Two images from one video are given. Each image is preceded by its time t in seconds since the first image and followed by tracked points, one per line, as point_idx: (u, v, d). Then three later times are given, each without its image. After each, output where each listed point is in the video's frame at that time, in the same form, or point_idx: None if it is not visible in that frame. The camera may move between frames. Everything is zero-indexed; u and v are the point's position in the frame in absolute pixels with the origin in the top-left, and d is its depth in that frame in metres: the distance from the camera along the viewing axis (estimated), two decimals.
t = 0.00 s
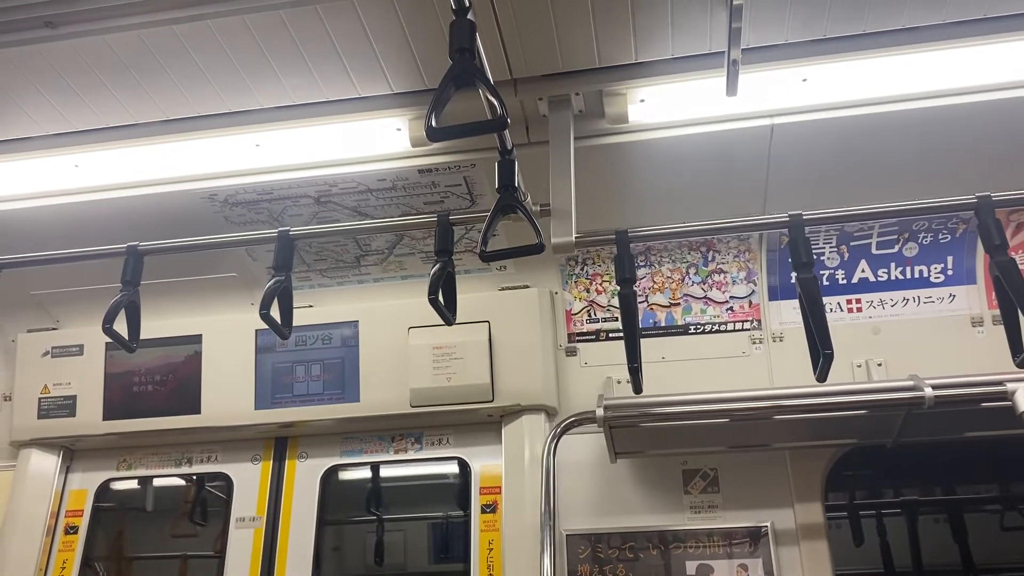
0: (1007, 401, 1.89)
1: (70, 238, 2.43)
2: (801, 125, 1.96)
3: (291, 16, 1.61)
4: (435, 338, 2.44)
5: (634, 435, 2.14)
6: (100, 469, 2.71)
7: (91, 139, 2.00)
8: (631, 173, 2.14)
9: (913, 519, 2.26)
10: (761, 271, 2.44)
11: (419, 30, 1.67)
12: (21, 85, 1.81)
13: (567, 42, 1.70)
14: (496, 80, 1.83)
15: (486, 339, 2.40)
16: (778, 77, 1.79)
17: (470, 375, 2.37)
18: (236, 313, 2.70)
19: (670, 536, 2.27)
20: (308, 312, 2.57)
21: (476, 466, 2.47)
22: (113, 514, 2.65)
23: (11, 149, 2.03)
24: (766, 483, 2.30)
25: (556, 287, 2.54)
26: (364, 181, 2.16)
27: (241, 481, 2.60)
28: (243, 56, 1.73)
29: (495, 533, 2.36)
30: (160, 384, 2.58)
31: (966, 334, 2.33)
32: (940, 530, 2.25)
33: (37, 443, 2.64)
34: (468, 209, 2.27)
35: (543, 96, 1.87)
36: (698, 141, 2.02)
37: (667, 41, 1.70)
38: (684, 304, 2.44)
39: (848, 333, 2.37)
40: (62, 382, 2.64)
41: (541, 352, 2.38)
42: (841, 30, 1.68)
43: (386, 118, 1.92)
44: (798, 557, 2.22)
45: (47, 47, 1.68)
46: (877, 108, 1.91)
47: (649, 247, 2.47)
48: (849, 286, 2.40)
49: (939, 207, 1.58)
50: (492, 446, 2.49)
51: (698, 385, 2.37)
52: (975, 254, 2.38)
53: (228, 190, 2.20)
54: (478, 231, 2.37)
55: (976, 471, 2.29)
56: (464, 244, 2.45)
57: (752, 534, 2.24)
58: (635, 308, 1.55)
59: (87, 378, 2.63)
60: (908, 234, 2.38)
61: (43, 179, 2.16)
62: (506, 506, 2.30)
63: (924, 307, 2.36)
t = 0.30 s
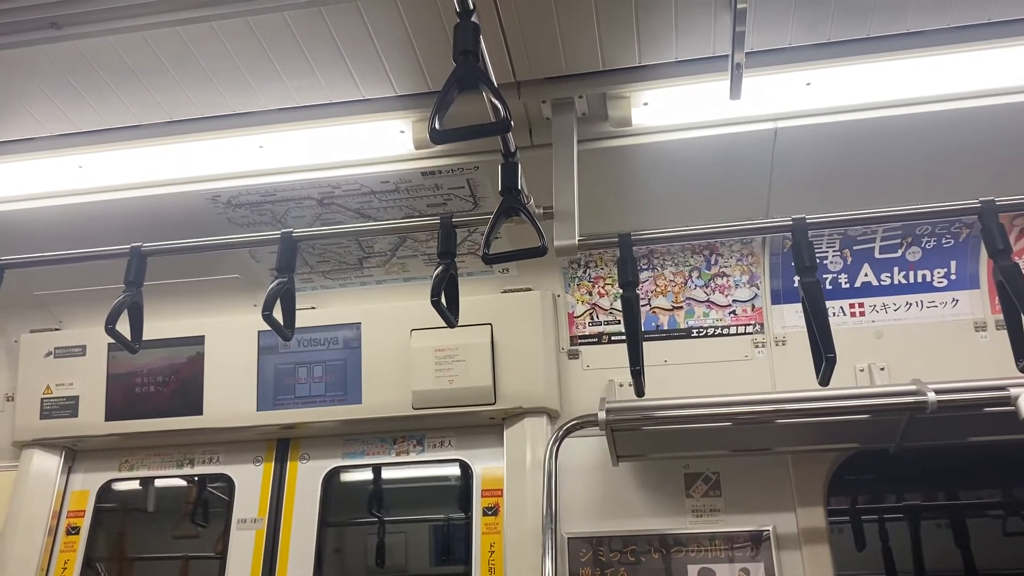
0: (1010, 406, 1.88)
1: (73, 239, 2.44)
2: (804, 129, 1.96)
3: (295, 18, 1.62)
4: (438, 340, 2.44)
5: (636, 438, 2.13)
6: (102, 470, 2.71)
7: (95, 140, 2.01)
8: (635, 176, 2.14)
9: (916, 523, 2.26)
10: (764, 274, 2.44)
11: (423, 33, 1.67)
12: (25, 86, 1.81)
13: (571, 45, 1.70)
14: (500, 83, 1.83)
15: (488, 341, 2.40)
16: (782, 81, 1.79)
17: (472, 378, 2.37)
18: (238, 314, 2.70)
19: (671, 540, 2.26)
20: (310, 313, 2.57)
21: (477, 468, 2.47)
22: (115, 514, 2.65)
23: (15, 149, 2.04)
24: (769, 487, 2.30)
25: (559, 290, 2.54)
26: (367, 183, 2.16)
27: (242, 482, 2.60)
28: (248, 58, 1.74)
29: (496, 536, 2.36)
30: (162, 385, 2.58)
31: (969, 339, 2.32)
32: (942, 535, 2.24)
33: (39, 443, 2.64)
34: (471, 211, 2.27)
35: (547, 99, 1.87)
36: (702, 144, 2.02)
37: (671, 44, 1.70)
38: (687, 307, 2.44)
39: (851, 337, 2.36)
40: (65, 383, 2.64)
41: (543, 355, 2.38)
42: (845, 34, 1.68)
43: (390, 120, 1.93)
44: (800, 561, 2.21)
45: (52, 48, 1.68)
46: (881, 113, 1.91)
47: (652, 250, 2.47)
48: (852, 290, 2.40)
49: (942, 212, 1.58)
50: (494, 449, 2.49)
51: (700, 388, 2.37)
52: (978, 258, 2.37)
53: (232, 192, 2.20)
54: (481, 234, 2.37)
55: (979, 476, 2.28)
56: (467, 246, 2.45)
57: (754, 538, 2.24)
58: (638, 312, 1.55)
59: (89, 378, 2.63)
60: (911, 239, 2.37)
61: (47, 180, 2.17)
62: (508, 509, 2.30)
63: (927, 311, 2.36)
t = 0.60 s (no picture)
0: (1015, 409, 1.88)
1: (77, 238, 2.44)
2: (809, 130, 1.96)
3: (301, 18, 1.62)
4: (441, 341, 2.44)
5: (640, 440, 2.13)
6: (105, 470, 2.71)
7: (99, 140, 2.01)
8: (640, 177, 2.13)
9: (919, 527, 2.25)
10: (768, 276, 2.43)
11: (428, 33, 1.67)
12: (30, 85, 1.81)
13: (577, 46, 1.70)
14: (505, 83, 1.83)
15: (492, 342, 2.40)
16: (788, 82, 1.78)
17: (476, 379, 2.37)
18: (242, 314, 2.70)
19: (674, 542, 2.26)
20: (314, 314, 2.57)
21: (480, 470, 2.47)
22: (117, 515, 2.65)
23: (20, 149, 2.04)
24: (772, 490, 2.29)
25: (562, 291, 2.53)
26: (371, 183, 2.16)
27: (244, 483, 2.60)
28: (253, 58, 1.74)
29: (499, 537, 2.35)
30: (165, 385, 2.58)
31: (973, 342, 2.32)
32: (946, 539, 2.24)
33: (42, 443, 2.64)
34: (475, 212, 2.27)
35: (552, 99, 1.87)
36: (707, 146, 2.02)
37: (677, 45, 1.70)
38: (691, 309, 2.44)
39: (856, 340, 2.36)
40: (68, 383, 2.64)
41: (547, 357, 2.38)
42: (850, 36, 1.68)
43: (394, 120, 1.92)
44: (803, 564, 2.21)
45: (57, 47, 1.68)
46: (886, 115, 1.92)
47: (656, 251, 2.47)
48: (857, 293, 2.39)
49: (949, 214, 1.57)
50: (497, 451, 2.49)
51: (704, 390, 2.36)
52: (983, 261, 2.37)
53: (236, 192, 2.20)
54: (485, 235, 2.37)
55: (983, 480, 2.28)
56: (471, 247, 2.45)
57: (757, 541, 2.23)
58: (643, 313, 1.54)
59: (92, 378, 2.63)
60: (915, 241, 2.37)
61: (51, 180, 2.17)
62: (511, 511, 2.30)
63: (932, 314, 2.35)
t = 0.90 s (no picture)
0: (1017, 407, 1.88)
1: (79, 234, 2.44)
2: (812, 128, 1.96)
3: (303, 14, 1.61)
4: (443, 338, 2.44)
5: (642, 437, 2.13)
6: (106, 466, 2.71)
7: (101, 135, 2.00)
8: (642, 174, 2.13)
9: (920, 525, 2.25)
10: (771, 274, 2.43)
11: (431, 29, 1.67)
12: (32, 81, 1.81)
13: (580, 43, 1.70)
14: (508, 80, 1.83)
15: (494, 340, 2.40)
16: (791, 80, 1.78)
17: (477, 376, 2.37)
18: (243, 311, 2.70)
19: (675, 540, 2.26)
20: (315, 311, 2.57)
21: (482, 467, 2.47)
22: (118, 511, 2.65)
23: (22, 144, 2.04)
24: (773, 488, 2.29)
25: (564, 289, 2.53)
26: (373, 180, 2.15)
27: (246, 480, 2.59)
28: (255, 54, 1.73)
29: (500, 535, 2.35)
30: (166, 382, 2.58)
31: (976, 340, 2.32)
32: (947, 537, 2.24)
33: (43, 439, 2.64)
34: (477, 209, 2.27)
35: (554, 96, 1.87)
36: (710, 143, 2.01)
37: (680, 42, 1.70)
38: (693, 307, 2.44)
39: (858, 337, 2.36)
40: (70, 379, 2.64)
41: (548, 354, 2.38)
42: (854, 33, 1.67)
43: (397, 117, 1.92)
44: (804, 562, 2.21)
45: (59, 43, 1.68)
46: (890, 112, 1.91)
47: (658, 249, 2.47)
48: (860, 291, 2.39)
49: (951, 211, 1.57)
50: (498, 448, 2.49)
51: (706, 388, 2.36)
52: (986, 259, 2.36)
53: (238, 188, 2.20)
54: (487, 232, 2.37)
55: (984, 478, 2.27)
56: (473, 244, 2.45)
57: (758, 539, 2.23)
58: (645, 310, 1.54)
59: (94, 375, 2.63)
60: (918, 239, 2.37)
61: (53, 176, 2.16)
62: (512, 508, 2.30)
63: (934, 312, 2.35)
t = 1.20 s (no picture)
0: (1017, 406, 1.87)
1: (77, 231, 2.43)
2: (812, 125, 1.95)
3: (302, 11, 1.61)
4: (442, 336, 2.43)
5: (641, 435, 2.13)
6: (105, 463, 2.70)
7: (99, 132, 2.00)
8: (642, 171, 2.13)
9: (920, 524, 2.25)
10: (770, 272, 2.43)
11: (431, 26, 1.66)
12: (30, 76, 1.80)
13: (580, 40, 1.69)
14: (507, 77, 1.82)
15: (493, 338, 2.39)
16: (791, 77, 1.78)
17: (476, 374, 2.36)
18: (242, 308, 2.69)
19: (673, 538, 2.26)
20: (314, 308, 2.56)
21: (480, 465, 2.46)
22: (116, 508, 2.64)
23: (19, 140, 2.03)
24: (772, 486, 2.29)
25: (564, 286, 2.53)
26: (372, 177, 2.15)
27: (244, 477, 2.59)
28: (254, 50, 1.73)
29: (499, 533, 2.35)
30: (164, 380, 2.58)
31: (975, 338, 2.32)
32: (946, 536, 2.23)
33: (41, 436, 2.63)
34: (476, 207, 2.27)
35: (554, 93, 1.86)
36: (709, 140, 2.01)
37: (680, 39, 1.69)
38: (692, 305, 2.43)
39: (857, 336, 2.36)
40: (68, 376, 2.64)
41: (547, 352, 2.38)
42: (854, 31, 1.67)
43: (396, 114, 1.92)
44: (803, 560, 2.21)
45: (57, 39, 1.68)
46: (890, 109, 1.90)
47: (657, 246, 2.46)
48: (859, 289, 2.39)
49: (951, 209, 1.57)
50: (497, 446, 2.48)
51: (705, 386, 2.36)
52: (986, 257, 2.36)
53: (237, 185, 2.19)
54: (486, 229, 2.37)
55: (984, 477, 2.27)
56: (472, 241, 2.44)
57: (757, 537, 2.23)
58: (644, 307, 1.53)
59: (92, 372, 2.62)
60: (918, 237, 2.36)
61: (52, 172, 2.16)
62: (511, 506, 2.29)
63: (934, 310, 2.35)
